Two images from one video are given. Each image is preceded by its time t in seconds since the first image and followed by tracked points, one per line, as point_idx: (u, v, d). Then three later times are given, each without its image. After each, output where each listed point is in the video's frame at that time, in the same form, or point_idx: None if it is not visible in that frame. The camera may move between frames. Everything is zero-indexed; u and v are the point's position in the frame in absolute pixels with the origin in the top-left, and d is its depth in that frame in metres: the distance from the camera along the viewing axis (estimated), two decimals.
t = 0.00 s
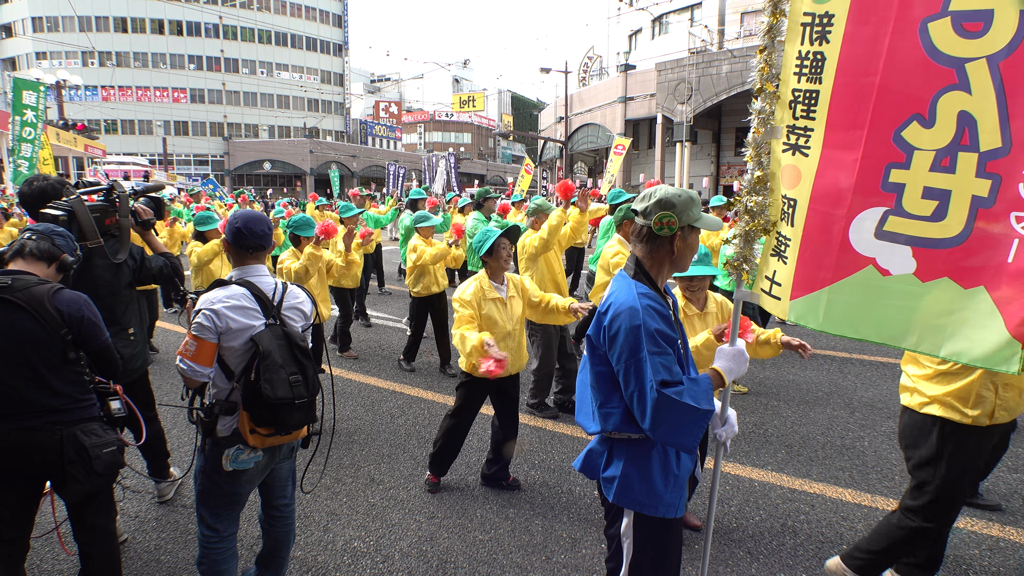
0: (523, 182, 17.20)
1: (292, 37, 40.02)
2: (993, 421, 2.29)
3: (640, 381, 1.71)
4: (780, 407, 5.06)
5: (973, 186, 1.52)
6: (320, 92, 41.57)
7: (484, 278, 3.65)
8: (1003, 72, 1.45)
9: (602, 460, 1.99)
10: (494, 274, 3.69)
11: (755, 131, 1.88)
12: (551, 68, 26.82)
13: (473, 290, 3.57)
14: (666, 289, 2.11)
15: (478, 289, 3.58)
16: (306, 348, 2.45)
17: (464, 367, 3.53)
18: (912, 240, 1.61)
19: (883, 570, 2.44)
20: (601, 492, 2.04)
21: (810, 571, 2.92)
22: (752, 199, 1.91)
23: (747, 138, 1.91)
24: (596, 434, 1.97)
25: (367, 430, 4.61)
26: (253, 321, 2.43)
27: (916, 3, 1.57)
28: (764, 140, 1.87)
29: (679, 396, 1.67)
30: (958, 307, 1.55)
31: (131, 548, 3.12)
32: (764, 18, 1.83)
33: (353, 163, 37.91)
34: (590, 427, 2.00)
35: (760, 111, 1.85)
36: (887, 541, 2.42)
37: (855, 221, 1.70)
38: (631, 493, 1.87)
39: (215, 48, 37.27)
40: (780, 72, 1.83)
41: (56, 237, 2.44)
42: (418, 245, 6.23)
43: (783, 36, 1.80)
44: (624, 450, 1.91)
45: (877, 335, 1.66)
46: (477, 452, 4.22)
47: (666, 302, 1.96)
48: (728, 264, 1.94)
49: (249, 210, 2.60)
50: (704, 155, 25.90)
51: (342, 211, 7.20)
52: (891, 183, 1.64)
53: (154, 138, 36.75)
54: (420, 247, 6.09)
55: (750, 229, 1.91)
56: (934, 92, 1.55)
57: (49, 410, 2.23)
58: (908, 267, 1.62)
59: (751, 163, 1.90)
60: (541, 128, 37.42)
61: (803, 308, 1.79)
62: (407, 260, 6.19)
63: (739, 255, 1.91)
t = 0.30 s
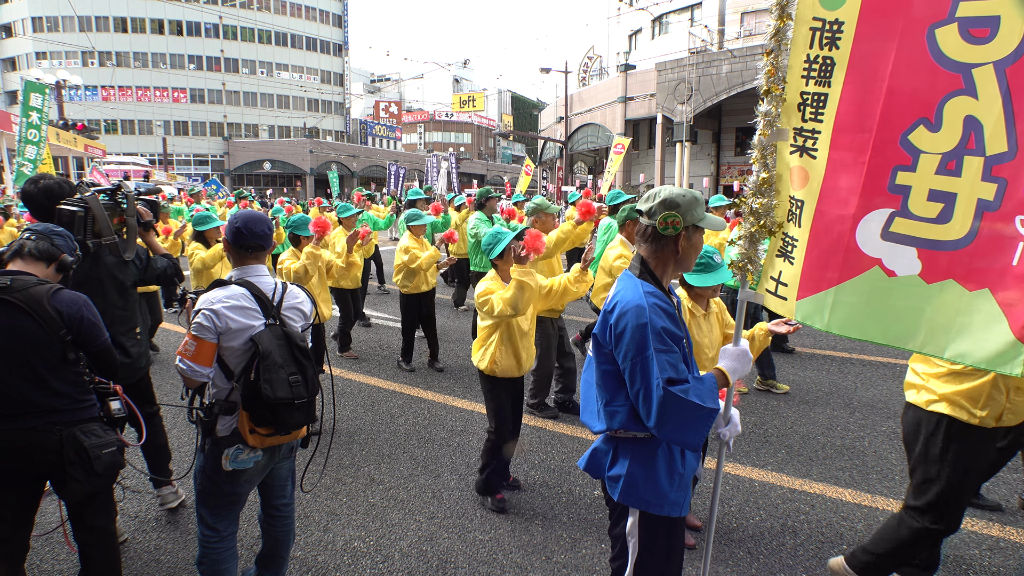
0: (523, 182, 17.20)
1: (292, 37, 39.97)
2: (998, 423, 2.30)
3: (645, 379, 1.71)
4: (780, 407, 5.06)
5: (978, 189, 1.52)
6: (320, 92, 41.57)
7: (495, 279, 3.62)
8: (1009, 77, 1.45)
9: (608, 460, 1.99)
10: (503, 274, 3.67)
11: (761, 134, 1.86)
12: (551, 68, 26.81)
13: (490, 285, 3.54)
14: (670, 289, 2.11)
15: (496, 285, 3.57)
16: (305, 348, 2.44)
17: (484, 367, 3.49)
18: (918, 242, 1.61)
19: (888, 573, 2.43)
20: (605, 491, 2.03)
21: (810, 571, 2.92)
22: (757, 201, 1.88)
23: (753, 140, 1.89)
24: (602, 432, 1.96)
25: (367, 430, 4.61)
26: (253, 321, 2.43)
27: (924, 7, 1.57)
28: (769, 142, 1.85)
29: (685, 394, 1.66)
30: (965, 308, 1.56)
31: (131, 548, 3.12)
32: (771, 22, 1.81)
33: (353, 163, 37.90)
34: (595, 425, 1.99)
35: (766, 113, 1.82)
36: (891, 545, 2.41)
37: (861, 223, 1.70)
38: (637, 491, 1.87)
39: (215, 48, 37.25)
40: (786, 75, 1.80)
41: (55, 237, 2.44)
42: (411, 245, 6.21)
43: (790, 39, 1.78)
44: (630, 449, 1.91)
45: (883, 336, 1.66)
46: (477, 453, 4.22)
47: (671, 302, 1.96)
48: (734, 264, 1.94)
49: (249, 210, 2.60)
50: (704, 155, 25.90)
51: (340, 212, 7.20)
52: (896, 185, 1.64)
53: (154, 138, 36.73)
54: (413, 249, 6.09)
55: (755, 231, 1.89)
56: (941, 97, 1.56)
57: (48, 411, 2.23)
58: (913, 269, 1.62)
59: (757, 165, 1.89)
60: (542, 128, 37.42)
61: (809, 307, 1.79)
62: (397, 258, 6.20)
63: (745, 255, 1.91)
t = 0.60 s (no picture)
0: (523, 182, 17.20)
1: (292, 37, 39.98)
2: None
3: (649, 378, 1.71)
4: (780, 407, 5.05)
5: (996, 188, 1.55)
6: (320, 92, 41.57)
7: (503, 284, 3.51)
8: None
9: (612, 459, 1.99)
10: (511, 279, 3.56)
11: (771, 134, 1.86)
12: (551, 68, 26.80)
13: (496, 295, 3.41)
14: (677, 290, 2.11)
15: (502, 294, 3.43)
16: (305, 347, 2.44)
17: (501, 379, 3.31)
18: (935, 239, 1.63)
19: None
20: (609, 490, 2.03)
21: (810, 571, 2.91)
22: (765, 202, 1.90)
23: (763, 140, 1.89)
24: (606, 431, 1.97)
25: (367, 430, 4.60)
26: (253, 321, 2.42)
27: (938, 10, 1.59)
28: (780, 142, 1.86)
29: (690, 394, 1.66)
30: (983, 304, 1.58)
31: (131, 548, 3.11)
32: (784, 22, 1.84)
33: (354, 163, 37.90)
34: (600, 424, 1.99)
35: (777, 114, 1.84)
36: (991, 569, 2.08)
37: (876, 221, 1.72)
38: (640, 491, 1.87)
39: (215, 48, 37.24)
40: (799, 76, 1.82)
41: (54, 237, 2.43)
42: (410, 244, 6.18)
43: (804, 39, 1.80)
44: (634, 448, 1.91)
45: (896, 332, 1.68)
46: (477, 452, 4.21)
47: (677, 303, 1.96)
48: (743, 265, 1.95)
49: (249, 210, 2.60)
50: (704, 155, 25.90)
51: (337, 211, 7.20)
52: (911, 184, 1.66)
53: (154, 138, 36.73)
54: (411, 248, 6.05)
55: (764, 231, 1.91)
56: (955, 98, 1.58)
57: (48, 411, 2.22)
58: (928, 266, 1.64)
59: (767, 165, 1.89)
60: (541, 128, 37.44)
61: (822, 304, 1.82)
62: (396, 257, 6.20)
63: (753, 256, 1.92)
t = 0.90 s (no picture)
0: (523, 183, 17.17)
1: (292, 37, 39.95)
2: None
3: (660, 379, 1.67)
4: (781, 407, 5.01)
5: (1016, 182, 1.56)
6: (320, 92, 41.54)
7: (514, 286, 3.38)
8: None
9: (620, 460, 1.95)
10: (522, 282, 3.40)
11: (787, 132, 1.85)
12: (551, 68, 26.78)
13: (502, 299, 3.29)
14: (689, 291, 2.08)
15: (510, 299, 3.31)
16: (304, 347, 2.41)
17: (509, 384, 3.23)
18: (957, 234, 1.65)
19: None
20: (617, 492, 2.00)
21: (810, 571, 2.88)
22: (779, 200, 1.89)
23: (777, 138, 1.88)
24: (615, 432, 1.93)
25: (367, 430, 4.57)
26: (250, 321, 2.38)
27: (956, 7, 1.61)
28: (795, 139, 1.85)
29: (701, 396, 1.62)
30: (1007, 297, 1.59)
31: (130, 549, 3.07)
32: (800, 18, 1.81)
33: (353, 163, 37.85)
34: (609, 424, 1.96)
35: (792, 112, 1.84)
36: None
37: (898, 217, 1.74)
38: (648, 493, 1.83)
39: (215, 48, 37.21)
40: (816, 73, 1.82)
41: (53, 236, 2.39)
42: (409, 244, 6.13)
43: (821, 36, 1.78)
44: (643, 449, 1.87)
45: (921, 326, 1.69)
46: (477, 453, 4.17)
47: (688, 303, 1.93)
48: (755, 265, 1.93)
49: (247, 209, 2.54)
50: (704, 155, 25.86)
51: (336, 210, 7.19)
52: (931, 180, 1.68)
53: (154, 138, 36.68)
54: (410, 247, 5.99)
55: (777, 230, 1.90)
56: (974, 95, 1.60)
57: (48, 411, 2.19)
58: (951, 259, 1.66)
59: (781, 164, 1.87)
60: (541, 128, 37.40)
61: (844, 300, 1.84)
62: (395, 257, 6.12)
63: (766, 255, 1.91)
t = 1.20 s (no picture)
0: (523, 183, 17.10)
1: (292, 37, 39.90)
2: None
3: (684, 388, 1.60)
4: (782, 406, 4.95)
5: None
6: (320, 92, 41.49)
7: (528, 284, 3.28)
8: None
9: (638, 470, 1.87)
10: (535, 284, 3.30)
11: (804, 127, 1.77)
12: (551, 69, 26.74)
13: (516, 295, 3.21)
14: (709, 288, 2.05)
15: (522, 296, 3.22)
16: (302, 347, 2.35)
17: (514, 386, 3.15)
18: (977, 229, 1.62)
19: None
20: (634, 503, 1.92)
21: (810, 572, 2.82)
22: (797, 198, 1.80)
23: (794, 134, 1.80)
24: (632, 441, 1.85)
25: (367, 430, 4.50)
26: (249, 321, 2.31)
27: None
28: (814, 135, 1.77)
29: (727, 404, 1.60)
30: None
31: (130, 549, 3.01)
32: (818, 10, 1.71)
33: (353, 163, 37.78)
34: (625, 433, 1.89)
35: (810, 106, 1.76)
36: None
37: (918, 212, 1.69)
38: (670, 504, 1.76)
39: (215, 48, 37.16)
40: (835, 66, 1.74)
41: (53, 234, 2.32)
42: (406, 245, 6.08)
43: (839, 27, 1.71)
44: (662, 458, 1.80)
45: (944, 324, 1.65)
46: (478, 452, 4.10)
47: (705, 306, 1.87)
48: (772, 264, 1.84)
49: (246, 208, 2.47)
50: (704, 155, 25.81)
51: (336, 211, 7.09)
52: (951, 174, 1.64)
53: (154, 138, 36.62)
54: (410, 248, 5.97)
55: (796, 228, 1.81)
56: (995, 87, 1.56)
57: (49, 411, 2.12)
58: (972, 256, 1.63)
59: (800, 159, 1.80)
60: (542, 128, 37.35)
61: (865, 299, 1.79)
62: (393, 258, 6.05)
63: (784, 255, 1.83)
